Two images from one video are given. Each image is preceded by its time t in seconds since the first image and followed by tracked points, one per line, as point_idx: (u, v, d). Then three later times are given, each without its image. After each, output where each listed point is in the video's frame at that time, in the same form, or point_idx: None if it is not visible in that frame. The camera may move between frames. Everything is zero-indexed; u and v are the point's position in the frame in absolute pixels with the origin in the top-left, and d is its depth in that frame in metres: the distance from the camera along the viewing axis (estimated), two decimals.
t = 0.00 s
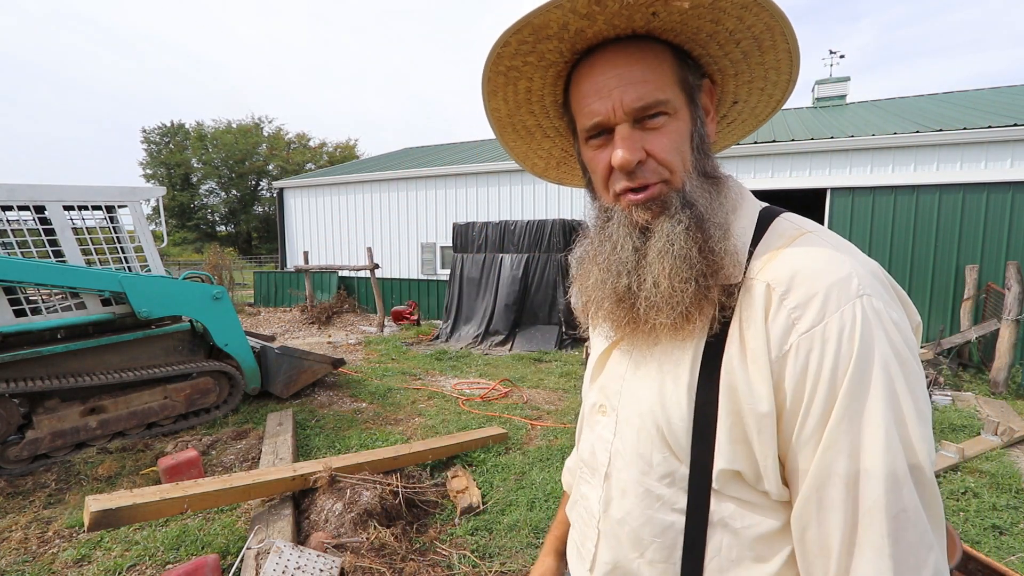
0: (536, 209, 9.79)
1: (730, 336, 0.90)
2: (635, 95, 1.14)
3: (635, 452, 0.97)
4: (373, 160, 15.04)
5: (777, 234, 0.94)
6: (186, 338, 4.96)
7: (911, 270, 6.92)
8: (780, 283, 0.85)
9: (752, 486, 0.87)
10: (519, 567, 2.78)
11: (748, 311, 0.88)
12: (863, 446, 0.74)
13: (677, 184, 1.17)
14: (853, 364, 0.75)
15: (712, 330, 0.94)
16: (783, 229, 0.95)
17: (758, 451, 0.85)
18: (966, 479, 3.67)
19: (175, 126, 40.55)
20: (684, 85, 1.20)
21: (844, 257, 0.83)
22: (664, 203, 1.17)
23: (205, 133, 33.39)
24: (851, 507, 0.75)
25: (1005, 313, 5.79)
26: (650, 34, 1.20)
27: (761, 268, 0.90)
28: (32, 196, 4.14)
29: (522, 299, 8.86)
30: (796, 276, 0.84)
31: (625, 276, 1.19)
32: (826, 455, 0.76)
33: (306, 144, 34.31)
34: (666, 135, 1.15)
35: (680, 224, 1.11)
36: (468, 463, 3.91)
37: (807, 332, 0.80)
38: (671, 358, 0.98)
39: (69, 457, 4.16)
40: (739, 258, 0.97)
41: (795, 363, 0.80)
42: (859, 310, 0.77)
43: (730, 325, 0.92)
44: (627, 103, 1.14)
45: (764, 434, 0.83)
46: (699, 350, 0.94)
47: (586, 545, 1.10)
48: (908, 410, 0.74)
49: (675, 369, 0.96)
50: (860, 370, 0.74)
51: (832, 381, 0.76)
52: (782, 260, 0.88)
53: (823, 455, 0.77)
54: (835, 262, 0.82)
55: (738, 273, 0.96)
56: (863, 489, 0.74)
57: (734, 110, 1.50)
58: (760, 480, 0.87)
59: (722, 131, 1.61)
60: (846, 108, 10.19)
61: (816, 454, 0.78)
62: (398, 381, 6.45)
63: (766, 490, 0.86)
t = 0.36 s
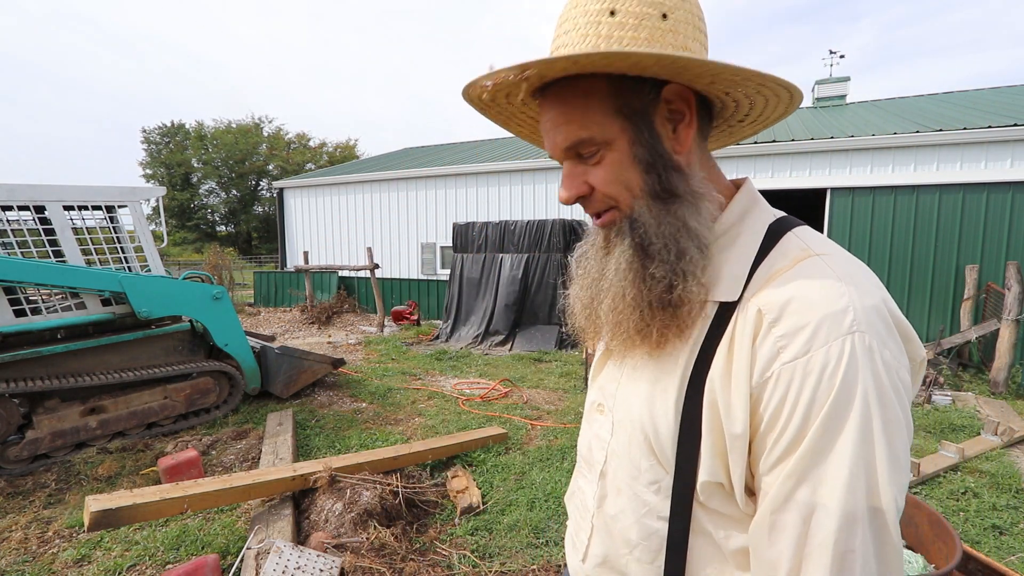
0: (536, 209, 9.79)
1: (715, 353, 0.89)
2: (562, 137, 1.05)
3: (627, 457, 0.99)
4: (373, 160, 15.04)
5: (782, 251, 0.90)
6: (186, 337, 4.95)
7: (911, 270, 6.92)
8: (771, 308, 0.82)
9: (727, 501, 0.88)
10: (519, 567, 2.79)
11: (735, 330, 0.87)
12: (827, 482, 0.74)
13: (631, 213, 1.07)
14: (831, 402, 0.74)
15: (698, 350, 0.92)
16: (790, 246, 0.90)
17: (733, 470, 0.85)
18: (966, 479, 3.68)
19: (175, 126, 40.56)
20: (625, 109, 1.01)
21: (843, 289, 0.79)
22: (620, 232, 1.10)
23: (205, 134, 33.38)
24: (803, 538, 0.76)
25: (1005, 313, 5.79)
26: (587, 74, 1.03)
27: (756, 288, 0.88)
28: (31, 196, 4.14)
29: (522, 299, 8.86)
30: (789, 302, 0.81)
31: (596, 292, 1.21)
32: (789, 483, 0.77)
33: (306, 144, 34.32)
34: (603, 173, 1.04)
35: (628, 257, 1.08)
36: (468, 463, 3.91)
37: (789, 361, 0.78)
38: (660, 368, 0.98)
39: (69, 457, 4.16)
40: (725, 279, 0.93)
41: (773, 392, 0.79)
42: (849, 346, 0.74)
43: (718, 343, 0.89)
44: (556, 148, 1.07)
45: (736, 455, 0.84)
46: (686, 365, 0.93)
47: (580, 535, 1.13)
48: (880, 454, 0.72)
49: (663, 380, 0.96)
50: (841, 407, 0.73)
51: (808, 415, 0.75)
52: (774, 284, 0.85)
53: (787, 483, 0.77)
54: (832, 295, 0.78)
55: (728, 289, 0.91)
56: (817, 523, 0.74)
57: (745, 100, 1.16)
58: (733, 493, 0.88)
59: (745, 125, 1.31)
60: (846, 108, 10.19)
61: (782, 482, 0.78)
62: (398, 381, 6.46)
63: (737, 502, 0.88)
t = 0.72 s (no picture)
0: (536, 209, 9.79)
1: (719, 368, 0.88)
2: (536, 155, 1.12)
3: (630, 466, 0.98)
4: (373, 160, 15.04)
5: (782, 262, 0.90)
6: (186, 337, 4.95)
7: (911, 270, 6.92)
8: (772, 321, 0.83)
9: (735, 515, 0.88)
10: (519, 567, 2.78)
11: (737, 344, 0.87)
12: (841, 497, 0.74)
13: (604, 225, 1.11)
14: (839, 418, 0.74)
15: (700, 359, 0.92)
16: (789, 257, 0.90)
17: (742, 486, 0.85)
18: (966, 479, 3.67)
19: (175, 126, 40.56)
20: (587, 130, 1.04)
21: (843, 301, 0.79)
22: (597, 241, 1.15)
23: (205, 133, 33.36)
24: (821, 554, 0.76)
25: (1005, 312, 5.79)
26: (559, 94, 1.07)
27: (756, 300, 0.88)
28: (31, 196, 4.14)
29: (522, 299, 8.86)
30: (790, 316, 0.81)
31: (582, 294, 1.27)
32: (802, 499, 0.77)
33: (306, 144, 34.32)
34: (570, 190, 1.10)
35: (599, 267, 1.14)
36: (468, 463, 3.91)
37: (794, 377, 0.78)
38: (659, 377, 0.98)
39: (69, 457, 4.16)
40: (723, 288, 0.93)
41: (780, 407, 0.79)
42: (854, 360, 0.74)
43: (721, 356, 0.89)
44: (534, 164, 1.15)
45: (744, 472, 0.84)
46: (686, 376, 0.92)
47: (582, 543, 1.12)
48: (891, 467, 0.72)
49: (664, 390, 0.95)
50: (850, 422, 0.73)
51: (815, 431, 0.75)
52: (772, 298, 0.85)
53: (801, 501, 0.77)
54: (833, 309, 0.78)
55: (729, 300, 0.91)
56: (833, 538, 0.75)
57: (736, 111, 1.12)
58: (741, 507, 0.88)
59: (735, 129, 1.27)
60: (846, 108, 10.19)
61: (796, 499, 0.78)
62: (399, 381, 6.46)
63: (747, 516, 0.87)
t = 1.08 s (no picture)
0: (536, 209, 9.79)
1: (722, 352, 0.88)
2: (579, 111, 1.08)
3: (630, 464, 0.98)
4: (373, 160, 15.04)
5: (776, 242, 0.91)
6: (186, 337, 4.96)
7: (911, 270, 6.91)
8: (773, 298, 0.83)
9: (746, 504, 0.87)
10: (519, 567, 2.78)
11: (739, 326, 0.87)
12: (865, 473, 0.73)
13: (643, 197, 1.11)
14: (851, 392, 0.74)
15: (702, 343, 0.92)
16: (781, 236, 0.91)
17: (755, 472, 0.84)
18: (966, 479, 3.67)
19: (175, 126, 40.59)
20: (641, 91, 1.08)
21: (842, 272, 0.79)
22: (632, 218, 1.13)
23: (206, 133, 33.36)
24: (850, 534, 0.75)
25: (1005, 312, 5.79)
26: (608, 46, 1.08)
27: (754, 279, 0.88)
28: (31, 196, 4.14)
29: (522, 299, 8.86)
30: (791, 292, 0.81)
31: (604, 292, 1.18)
32: (824, 479, 0.76)
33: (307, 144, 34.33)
34: (617, 151, 1.09)
35: (642, 243, 1.09)
36: (468, 463, 3.91)
37: (802, 353, 0.78)
38: (660, 368, 0.97)
39: (69, 457, 4.16)
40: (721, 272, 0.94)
41: (787, 386, 0.79)
42: (858, 330, 0.74)
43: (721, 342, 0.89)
44: (570, 122, 1.10)
45: (757, 456, 0.83)
46: (690, 362, 0.93)
47: (585, 548, 1.11)
48: (909, 437, 0.73)
49: (664, 381, 0.95)
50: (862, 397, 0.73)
51: (827, 407, 0.75)
52: (771, 275, 0.85)
53: (821, 481, 0.76)
54: (833, 281, 0.78)
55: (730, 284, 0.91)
56: (861, 516, 0.74)
57: (735, 103, 1.28)
58: (754, 497, 0.86)
59: (729, 128, 1.40)
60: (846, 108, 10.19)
61: (816, 479, 0.77)
62: (399, 381, 6.46)
63: (761, 508, 0.86)
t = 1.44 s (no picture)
0: (536, 209, 9.79)
1: (738, 344, 0.90)
2: (633, 85, 1.14)
3: (638, 466, 0.98)
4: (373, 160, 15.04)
5: (774, 233, 0.95)
6: (186, 337, 4.96)
7: (912, 270, 6.91)
8: (785, 282, 0.85)
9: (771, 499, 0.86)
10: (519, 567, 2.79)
11: (756, 314, 0.88)
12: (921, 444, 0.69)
13: (676, 180, 1.17)
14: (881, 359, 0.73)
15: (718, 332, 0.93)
16: (779, 227, 0.96)
17: (778, 464, 0.84)
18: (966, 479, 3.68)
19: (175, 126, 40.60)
20: (678, 80, 1.21)
21: (843, 253, 0.83)
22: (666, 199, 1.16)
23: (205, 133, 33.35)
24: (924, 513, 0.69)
25: (1006, 312, 5.79)
26: (644, 26, 1.21)
27: (762, 270, 0.91)
28: (32, 196, 4.14)
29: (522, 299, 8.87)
30: (801, 274, 0.84)
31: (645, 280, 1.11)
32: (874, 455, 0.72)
33: (307, 144, 34.33)
34: (662, 131, 1.16)
35: (684, 219, 1.09)
36: (468, 463, 3.91)
37: (822, 329, 0.79)
38: (670, 365, 0.98)
39: (69, 457, 4.16)
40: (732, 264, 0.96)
41: (811, 364, 0.80)
42: (872, 301, 0.76)
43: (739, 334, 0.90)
44: (623, 96, 1.14)
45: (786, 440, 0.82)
46: (701, 354, 0.94)
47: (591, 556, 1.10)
48: (943, 401, 0.72)
49: (675, 376, 0.96)
50: (895, 362, 0.72)
51: (857, 379, 0.75)
52: (780, 261, 0.88)
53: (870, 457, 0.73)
54: (836, 259, 0.82)
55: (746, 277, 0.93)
56: (923, 491, 0.69)
57: (720, 110, 1.52)
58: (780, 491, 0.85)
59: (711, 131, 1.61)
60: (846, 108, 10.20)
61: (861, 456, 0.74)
62: (399, 381, 6.46)
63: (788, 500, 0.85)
